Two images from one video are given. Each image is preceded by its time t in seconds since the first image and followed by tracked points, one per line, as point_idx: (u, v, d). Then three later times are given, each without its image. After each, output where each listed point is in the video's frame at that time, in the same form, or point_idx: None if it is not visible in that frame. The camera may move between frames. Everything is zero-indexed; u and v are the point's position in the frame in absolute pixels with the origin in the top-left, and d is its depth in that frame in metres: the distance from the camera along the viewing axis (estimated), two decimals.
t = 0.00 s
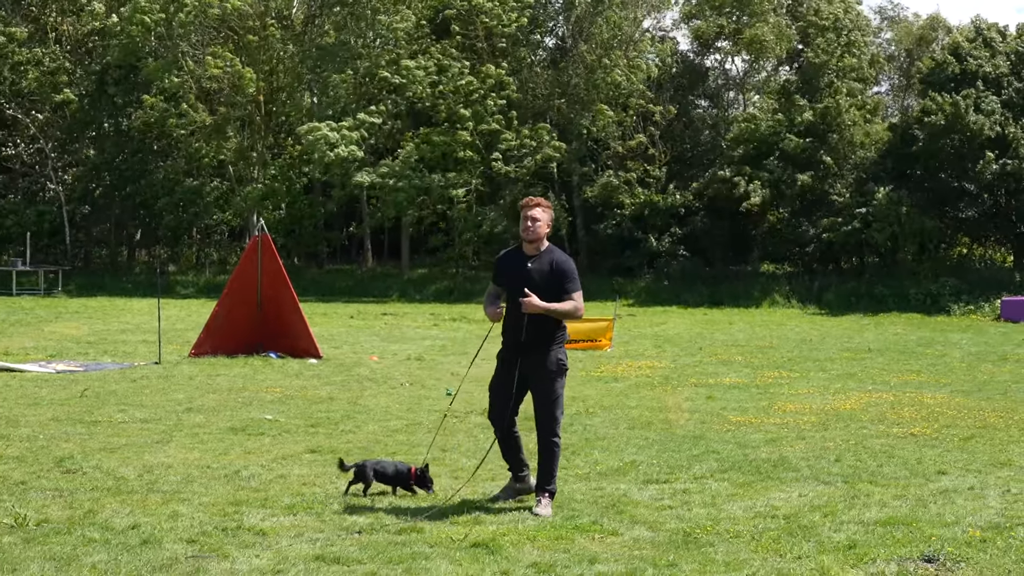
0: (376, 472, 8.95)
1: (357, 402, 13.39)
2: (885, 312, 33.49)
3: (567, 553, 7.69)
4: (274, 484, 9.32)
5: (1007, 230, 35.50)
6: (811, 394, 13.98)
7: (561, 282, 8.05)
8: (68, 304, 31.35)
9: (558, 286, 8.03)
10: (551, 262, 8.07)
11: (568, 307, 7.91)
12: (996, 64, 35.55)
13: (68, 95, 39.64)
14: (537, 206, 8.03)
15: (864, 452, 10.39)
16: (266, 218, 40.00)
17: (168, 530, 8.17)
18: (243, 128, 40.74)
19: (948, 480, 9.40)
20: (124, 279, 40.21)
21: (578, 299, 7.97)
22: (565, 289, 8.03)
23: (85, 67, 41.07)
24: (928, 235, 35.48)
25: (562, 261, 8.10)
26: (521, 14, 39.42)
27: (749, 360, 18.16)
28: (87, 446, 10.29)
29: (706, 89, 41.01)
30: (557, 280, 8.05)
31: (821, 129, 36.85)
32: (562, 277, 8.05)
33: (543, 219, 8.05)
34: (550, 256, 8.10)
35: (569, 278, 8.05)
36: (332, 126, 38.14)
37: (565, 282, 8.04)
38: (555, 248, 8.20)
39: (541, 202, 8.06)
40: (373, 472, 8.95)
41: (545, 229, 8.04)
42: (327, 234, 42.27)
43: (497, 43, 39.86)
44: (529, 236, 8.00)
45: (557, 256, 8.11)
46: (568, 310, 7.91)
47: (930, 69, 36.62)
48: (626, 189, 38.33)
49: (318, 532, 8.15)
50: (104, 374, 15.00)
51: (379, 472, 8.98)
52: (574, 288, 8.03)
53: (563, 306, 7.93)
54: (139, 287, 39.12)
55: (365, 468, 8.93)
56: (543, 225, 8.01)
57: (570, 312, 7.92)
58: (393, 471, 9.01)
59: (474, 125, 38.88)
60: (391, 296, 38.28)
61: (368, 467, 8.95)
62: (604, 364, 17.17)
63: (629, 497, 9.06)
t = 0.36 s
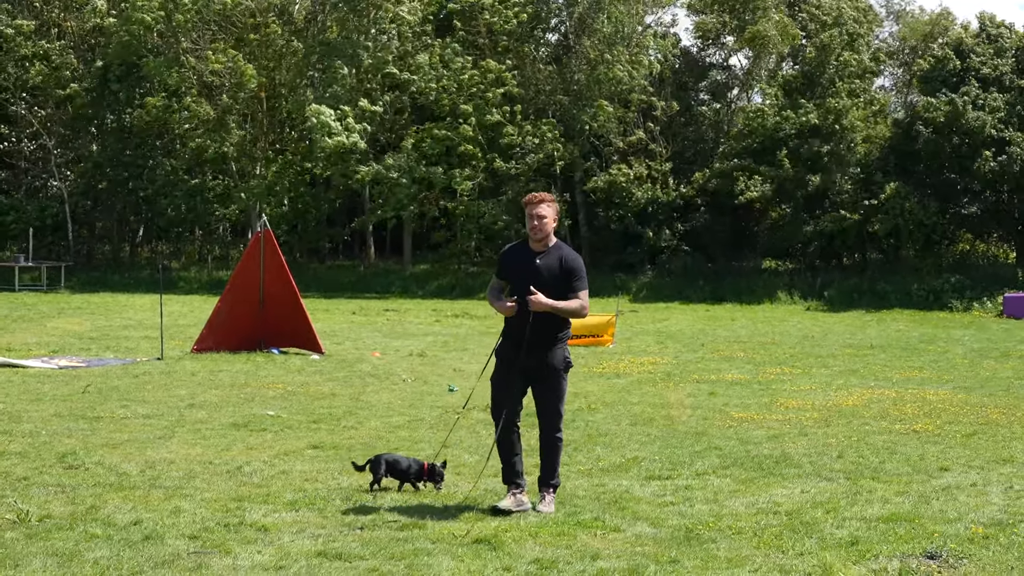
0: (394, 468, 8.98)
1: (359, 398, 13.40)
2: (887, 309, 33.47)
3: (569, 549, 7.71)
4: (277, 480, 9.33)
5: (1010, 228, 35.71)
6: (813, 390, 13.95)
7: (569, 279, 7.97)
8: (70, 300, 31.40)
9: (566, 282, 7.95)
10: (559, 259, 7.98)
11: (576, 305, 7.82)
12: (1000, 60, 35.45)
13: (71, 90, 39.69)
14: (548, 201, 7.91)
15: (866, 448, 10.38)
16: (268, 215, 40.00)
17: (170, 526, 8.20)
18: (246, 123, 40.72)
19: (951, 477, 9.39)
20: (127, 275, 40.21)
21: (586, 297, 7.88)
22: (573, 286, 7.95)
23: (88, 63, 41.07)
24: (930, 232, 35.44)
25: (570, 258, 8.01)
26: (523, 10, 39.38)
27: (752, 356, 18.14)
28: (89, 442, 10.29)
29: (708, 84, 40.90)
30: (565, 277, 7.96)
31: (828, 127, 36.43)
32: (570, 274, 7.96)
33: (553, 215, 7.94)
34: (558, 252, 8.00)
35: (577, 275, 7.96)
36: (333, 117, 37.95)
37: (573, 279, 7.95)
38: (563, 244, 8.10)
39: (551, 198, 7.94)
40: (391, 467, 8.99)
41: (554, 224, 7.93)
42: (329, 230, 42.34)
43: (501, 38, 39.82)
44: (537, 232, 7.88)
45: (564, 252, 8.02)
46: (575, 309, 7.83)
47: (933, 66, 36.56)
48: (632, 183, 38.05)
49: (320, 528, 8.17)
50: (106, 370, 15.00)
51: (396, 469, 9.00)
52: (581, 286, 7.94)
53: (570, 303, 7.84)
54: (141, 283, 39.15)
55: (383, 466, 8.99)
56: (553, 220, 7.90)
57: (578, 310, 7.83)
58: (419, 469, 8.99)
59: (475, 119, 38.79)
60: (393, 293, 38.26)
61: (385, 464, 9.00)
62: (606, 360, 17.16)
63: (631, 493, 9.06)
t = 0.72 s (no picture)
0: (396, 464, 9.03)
1: (361, 397, 13.39)
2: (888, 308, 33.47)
3: (571, 548, 7.72)
4: (279, 478, 9.32)
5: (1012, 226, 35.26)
6: (815, 389, 13.93)
7: (564, 286, 7.69)
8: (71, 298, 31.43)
9: (561, 290, 7.68)
10: (553, 266, 7.69)
11: (574, 314, 7.57)
12: (1003, 59, 35.38)
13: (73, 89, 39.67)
14: (537, 208, 7.56)
15: (868, 448, 10.37)
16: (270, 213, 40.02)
17: (171, 524, 8.21)
18: (248, 121, 40.71)
19: (952, 476, 9.39)
20: (128, 273, 40.22)
21: (582, 304, 7.64)
22: (568, 293, 7.68)
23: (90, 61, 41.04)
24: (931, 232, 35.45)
25: (562, 263, 7.73)
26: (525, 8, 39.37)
27: (753, 355, 18.14)
28: (91, 441, 10.28)
29: (709, 82, 40.94)
30: (559, 284, 7.68)
31: (833, 128, 36.21)
32: (564, 281, 7.69)
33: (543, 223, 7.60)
34: (551, 259, 7.70)
35: (571, 282, 7.70)
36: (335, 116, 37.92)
37: (567, 285, 7.68)
38: (553, 249, 7.80)
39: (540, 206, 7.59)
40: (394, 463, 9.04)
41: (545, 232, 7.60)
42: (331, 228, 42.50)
43: (502, 37, 39.82)
44: (529, 242, 7.54)
45: (556, 259, 7.73)
46: (574, 318, 7.59)
47: (936, 65, 36.54)
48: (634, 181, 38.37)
49: (322, 527, 8.18)
50: (107, 368, 14.99)
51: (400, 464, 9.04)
52: (576, 292, 7.68)
53: (568, 313, 7.58)
54: (142, 280, 39.19)
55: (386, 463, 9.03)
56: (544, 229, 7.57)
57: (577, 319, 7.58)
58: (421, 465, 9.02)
59: (476, 119, 38.75)
60: (394, 291, 38.29)
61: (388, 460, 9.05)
62: (607, 359, 17.15)
63: (633, 492, 9.05)
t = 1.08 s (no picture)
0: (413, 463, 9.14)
1: (364, 397, 13.39)
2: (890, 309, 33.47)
3: (573, 548, 7.74)
4: (281, 479, 9.32)
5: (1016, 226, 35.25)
6: (817, 391, 13.92)
7: (556, 277, 7.59)
8: (74, 298, 31.49)
9: (553, 282, 7.57)
10: (544, 256, 7.58)
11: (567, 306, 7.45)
12: (1008, 61, 35.33)
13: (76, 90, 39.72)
14: (525, 197, 7.48)
15: (870, 449, 10.37)
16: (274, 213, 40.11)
17: (174, 523, 8.25)
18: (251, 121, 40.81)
19: (955, 478, 9.38)
20: (131, 272, 40.26)
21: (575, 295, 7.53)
22: (561, 285, 7.57)
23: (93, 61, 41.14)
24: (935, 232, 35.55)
25: (553, 254, 7.62)
26: (528, 9, 39.46)
27: (756, 356, 18.16)
28: (93, 440, 10.28)
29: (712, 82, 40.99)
30: (551, 275, 7.58)
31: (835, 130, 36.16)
32: (556, 272, 7.58)
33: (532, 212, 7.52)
34: (541, 250, 7.60)
35: (563, 272, 7.60)
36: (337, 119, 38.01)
37: (559, 276, 7.58)
38: (542, 240, 7.70)
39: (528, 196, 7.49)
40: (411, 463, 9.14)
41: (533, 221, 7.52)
42: (334, 229, 42.67)
43: (504, 37, 39.78)
44: (517, 232, 7.46)
45: (546, 249, 7.62)
46: (565, 311, 7.48)
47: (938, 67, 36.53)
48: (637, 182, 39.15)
49: (325, 527, 8.22)
50: (110, 367, 15.00)
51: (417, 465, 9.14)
52: (569, 283, 7.59)
53: (560, 305, 7.46)
54: (145, 280, 39.26)
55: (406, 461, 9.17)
56: (533, 218, 7.49)
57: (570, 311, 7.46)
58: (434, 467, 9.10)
59: (478, 120, 38.75)
60: (397, 291, 38.34)
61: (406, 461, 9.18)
62: (610, 360, 17.15)
63: (636, 493, 9.05)
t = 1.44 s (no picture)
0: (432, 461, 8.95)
1: (371, 396, 13.39)
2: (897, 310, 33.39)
3: (580, 548, 7.78)
4: (289, 477, 9.32)
5: None
6: (823, 391, 13.91)
7: (559, 282, 7.54)
8: (82, 296, 31.58)
9: (556, 287, 7.51)
10: (548, 260, 7.54)
11: (568, 313, 7.39)
12: (1017, 61, 35.27)
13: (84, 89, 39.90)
14: (533, 196, 7.48)
15: (878, 449, 10.36)
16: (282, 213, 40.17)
17: (181, 522, 8.27)
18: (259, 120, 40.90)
19: (963, 479, 9.37)
20: (138, 271, 40.33)
21: (577, 304, 7.47)
22: (563, 290, 7.52)
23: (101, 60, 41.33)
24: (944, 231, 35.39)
25: (557, 259, 7.57)
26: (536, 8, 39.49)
27: (763, 357, 18.15)
28: (101, 438, 10.29)
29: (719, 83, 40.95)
30: (554, 281, 7.52)
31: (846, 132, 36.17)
32: (559, 278, 7.53)
33: (539, 213, 7.51)
34: (546, 253, 7.56)
35: (566, 279, 7.55)
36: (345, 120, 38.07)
37: (562, 281, 7.52)
38: (549, 244, 7.67)
39: (536, 194, 7.50)
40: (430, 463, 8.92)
41: (540, 222, 7.51)
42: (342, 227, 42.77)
43: (512, 37, 39.82)
44: (523, 231, 7.45)
45: (552, 253, 7.59)
46: (564, 316, 7.40)
47: (946, 68, 36.51)
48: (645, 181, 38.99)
49: (332, 526, 8.23)
50: (118, 365, 15.02)
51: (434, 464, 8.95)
52: (571, 291, 7.53)
53: (561, 310, 7.40)
54: (153, 279, 39.28)
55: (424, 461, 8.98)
56: (540, 219, 7.48)
57: (569, 317, 7.40)
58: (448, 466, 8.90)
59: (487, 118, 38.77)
60: (405, 290, 38.36)
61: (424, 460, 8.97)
62: (618, 360, 17.14)
63: (643, 493, 9.05)
